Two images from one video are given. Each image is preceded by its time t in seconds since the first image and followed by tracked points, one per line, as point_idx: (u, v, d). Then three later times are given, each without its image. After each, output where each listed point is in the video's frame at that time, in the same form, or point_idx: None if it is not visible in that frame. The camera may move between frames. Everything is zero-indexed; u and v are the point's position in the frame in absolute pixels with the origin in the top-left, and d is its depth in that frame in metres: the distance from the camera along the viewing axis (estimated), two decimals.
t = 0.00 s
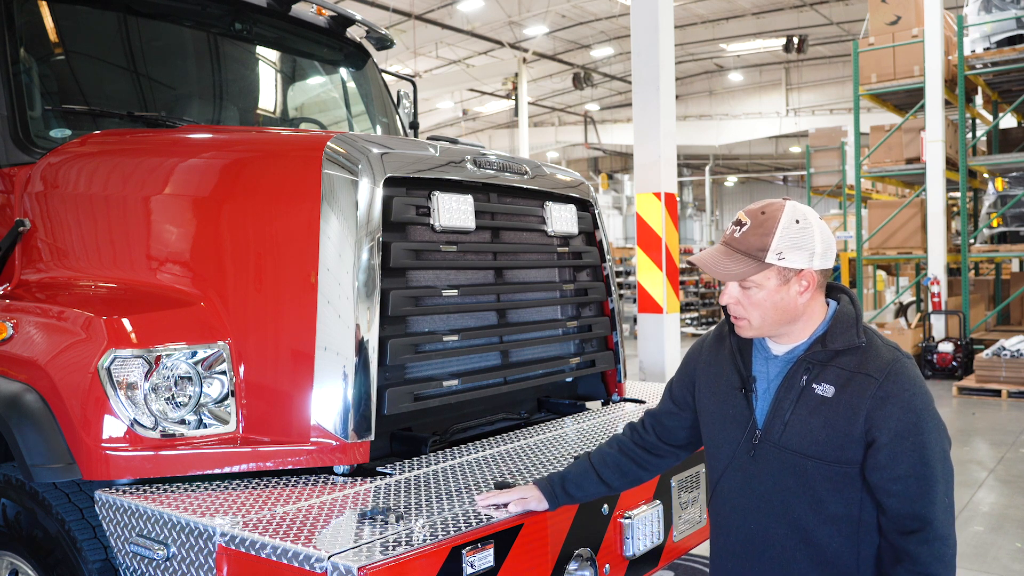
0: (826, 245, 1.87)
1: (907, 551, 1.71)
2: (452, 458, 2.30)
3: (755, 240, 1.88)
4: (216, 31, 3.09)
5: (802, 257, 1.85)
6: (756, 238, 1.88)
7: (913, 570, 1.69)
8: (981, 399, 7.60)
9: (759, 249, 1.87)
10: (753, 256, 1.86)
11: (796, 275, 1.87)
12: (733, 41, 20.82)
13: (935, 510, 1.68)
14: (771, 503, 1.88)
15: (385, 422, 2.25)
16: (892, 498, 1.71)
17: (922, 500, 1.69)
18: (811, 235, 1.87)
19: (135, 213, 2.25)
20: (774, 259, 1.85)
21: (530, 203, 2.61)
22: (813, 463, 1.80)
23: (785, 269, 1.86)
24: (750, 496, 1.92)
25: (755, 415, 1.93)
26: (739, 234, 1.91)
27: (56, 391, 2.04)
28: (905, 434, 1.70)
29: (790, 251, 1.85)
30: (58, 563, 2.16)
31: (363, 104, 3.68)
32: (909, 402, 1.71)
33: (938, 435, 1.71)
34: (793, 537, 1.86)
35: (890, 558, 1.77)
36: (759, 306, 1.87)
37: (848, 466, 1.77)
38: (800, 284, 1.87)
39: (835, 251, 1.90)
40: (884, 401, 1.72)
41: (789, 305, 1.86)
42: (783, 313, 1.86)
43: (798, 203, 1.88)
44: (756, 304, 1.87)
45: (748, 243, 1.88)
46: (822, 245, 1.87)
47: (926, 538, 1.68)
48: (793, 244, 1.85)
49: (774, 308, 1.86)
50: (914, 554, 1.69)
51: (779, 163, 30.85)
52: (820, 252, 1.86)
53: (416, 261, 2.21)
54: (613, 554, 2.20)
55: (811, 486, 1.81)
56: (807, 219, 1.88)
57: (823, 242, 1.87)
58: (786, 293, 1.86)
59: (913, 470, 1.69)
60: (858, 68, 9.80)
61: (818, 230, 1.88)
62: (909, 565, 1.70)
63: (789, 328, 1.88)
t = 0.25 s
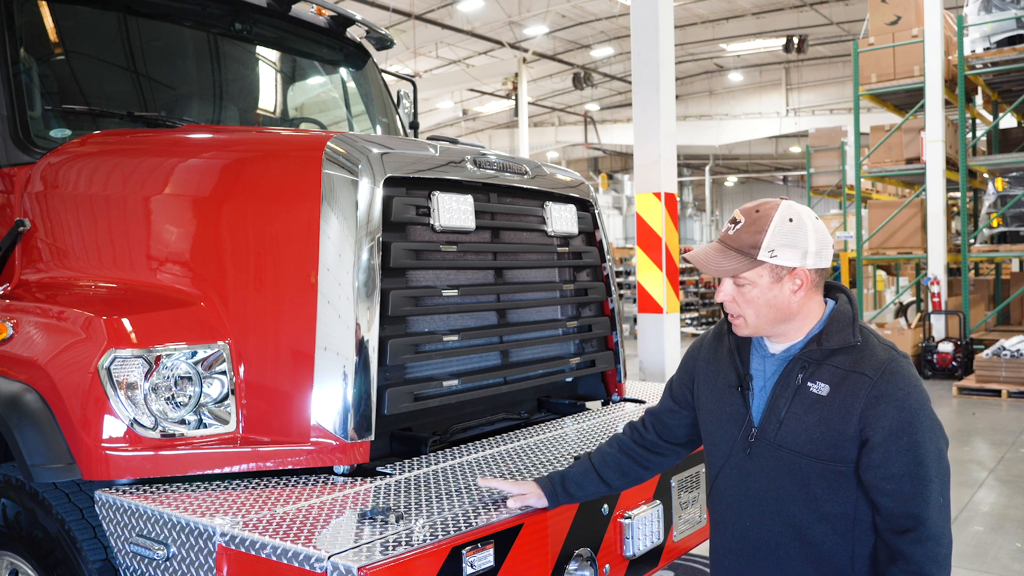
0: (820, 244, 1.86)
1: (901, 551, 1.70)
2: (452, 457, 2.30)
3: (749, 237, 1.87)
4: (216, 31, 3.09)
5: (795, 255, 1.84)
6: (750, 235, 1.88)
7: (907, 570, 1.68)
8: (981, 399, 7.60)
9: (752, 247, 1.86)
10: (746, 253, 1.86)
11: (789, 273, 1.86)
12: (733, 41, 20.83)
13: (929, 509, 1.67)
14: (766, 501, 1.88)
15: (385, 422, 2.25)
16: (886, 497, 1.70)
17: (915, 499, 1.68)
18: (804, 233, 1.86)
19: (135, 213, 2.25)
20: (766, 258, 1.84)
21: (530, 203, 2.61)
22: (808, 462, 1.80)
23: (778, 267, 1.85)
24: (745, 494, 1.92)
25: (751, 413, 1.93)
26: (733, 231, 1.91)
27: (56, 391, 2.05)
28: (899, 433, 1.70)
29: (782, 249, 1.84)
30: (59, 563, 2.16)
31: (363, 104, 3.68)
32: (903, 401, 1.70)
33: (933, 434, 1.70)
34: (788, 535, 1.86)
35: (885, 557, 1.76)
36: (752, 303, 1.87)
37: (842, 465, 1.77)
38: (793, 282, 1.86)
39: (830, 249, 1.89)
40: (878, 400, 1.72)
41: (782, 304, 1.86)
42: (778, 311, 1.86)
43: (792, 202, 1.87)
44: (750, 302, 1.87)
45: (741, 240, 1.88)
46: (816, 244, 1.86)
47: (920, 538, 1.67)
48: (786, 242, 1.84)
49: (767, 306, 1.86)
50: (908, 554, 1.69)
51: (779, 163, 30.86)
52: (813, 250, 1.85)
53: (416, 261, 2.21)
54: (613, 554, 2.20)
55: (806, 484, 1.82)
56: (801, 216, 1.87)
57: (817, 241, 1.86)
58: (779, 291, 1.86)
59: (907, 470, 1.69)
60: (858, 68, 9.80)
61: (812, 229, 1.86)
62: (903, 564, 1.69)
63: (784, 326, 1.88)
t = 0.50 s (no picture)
0: (814, 242, 1.87)
1: (898, 550, 1.69)
2: (452, 457, 2.30)
3: (744, 237, 1.88)
4: (216, 31, 3.09)
5: (790, 254, 1.85)
6: (744, 235, 1.89)
7: (904, 570, 1.67)
8: (981, 399, 7.60)
9: (747, 246, 1.87)
10: (741, 253, 1.87)
11: (784, 272, 1.87)
12: (733, 41, 20.82)
13: (925, 508, 1.67)
14: (763, 500, 1.88)
15: (385, 422, 2.25)
16: (883, 496, 1.70)
17: (912, 498, 1.68)
18: (799, 232, 1.86)
19: (135, 213, 2.25)
20: (761, 256, 1.85)
21: (530, 203, 2.61)
22: (805, 461, 1.80)
23: (773, 265, 1.85)
24: (742, 493, 1.92)
25: (749, 413, 1.93)
26: (728, 231, 1.92)
27: (56, 391, 2.05)
28: (895, 432, 1.70)
29: (777, 248, 1.85)
30: (59, 563, 2.16)
31: (363, 104, 3.68)
32: (900, 401, 1.70)
33: (929, 433, 1.70)
34: (785, 535, 1.86)
35: (882, 557, 1.76)
36: (749, 303, 1.87)
37: (839, 464, 1.77)
38: (789, 281, 1.87)
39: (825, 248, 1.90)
40: (874, 400, 1.72)
41: (778, 303, 1.86)
42: (774, 310, 1.86)
43: (786, 201, 1.88)
44: (746, 301, 1.88)
45: (736, 240, 1.89)
46: (811, 242, 1.86)
47: (916, 537, 1.67)
48: (780, 241, 1.85)
49: (763, 305, 1.86)
50: (904, 553, 1.68)
51: (779, 163, 30.86)
52: (809, 249, 1.85)
53: (416, 261, 2.21)
54: (613, 554, 2.20)
55: (802, 483, 1.82)
56: (796, 215, 1.87)
57: (812, 239, 1.87)
58: (774, 290, 1.87)
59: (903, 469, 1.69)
60: (858, 68, 9.80)
61: (807, 228, 1.87)
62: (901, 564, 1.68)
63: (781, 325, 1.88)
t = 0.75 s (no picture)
0: (811, 242, 1.88)
1: (894, 549, 1.71)
2: (452, 457, 2.30)
3: (740, 234, 1.89)
4: (216, 31, 3.09)
5: (786, 252, 1.85)
6: (741, 233, 1.89)
7: (900, 568, 1.69)
8: (981, 399, 7.60)
9: (744, 244, 1.88)
10: (738, 250, 1.87)
11: (780, 270, 1.87)
12: (733, 41, 20.82)
13: (922, 507, 1.67)
14: (758, 500, 1.87)
15: (385, 422, 2.25)
16: (879, 495, 1.71)
17: (908, 497, 1.68)
18: (795, 231, 1.87)
19: (135, 213, 2.25)
20: (757, 254, 1.85)
21: (530, 203, 2.61)
22: (801, 461, 1.80)
23: (769, 263, 1.86)
24: (737, 492, 1.90)
25: (744, 413, 1.92)
26: (725, 230, 1.93)
27: (56, 391, 2.05)
28: (892, 432, 1.70)
29: (773, 246, 1.85)
30: (59, 563, 2.16)
31: (363, 104, 3.68)
32: (896, 401, 1.71)
33: (925, 433, 1.71)
34: (780, 534, 1.85)
35: (878, 556, 1.77)
36: (745, 300, 1.88)
37: (835, 464, 1.77)
38: (784, 279, 1.87)
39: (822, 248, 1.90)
40: (871, 399, 1.73)
41: (774, 301, 1.87)
42: (770, 309, 1.87)
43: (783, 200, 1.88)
44: (742, 299, 1.88)
45: (733, 238, 1.89)
46: (807, 242, 1.87)
47: (913, 537, 1.67)
48: (776, 239, 1.86)
49: (759, 303, 1.87)
50: (900, 552, 1.69)
51: (779, 163, 30.85)
52: (805, 248, 1.86)
53: (415, 261, 2.21)
54: (613, 554, 2.20)
55: (798, 482, 1.81)
56: (792, 214, 1.88)
57: (808, 239, 1.87)
58: (770, 288, 1.87)
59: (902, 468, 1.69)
60: (858, 68, 9.80)
61: (804, 227, 1.88)
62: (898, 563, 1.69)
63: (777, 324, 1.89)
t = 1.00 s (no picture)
0: (792, 241, 1.78)
1: (879, 546, 1.61)
2: (452, 457, 2.30)
3: (721, 234, 1.80)
4: (216, 31, 3.09)
5: (768, 251, 1.76)
6: (722, 232, 1.80)
7: (885, 566, 1.60)
8: (981, 399, 7.61)
9: (725, 243, 1.79)
10: (719, 250, 1.78)
11: (761, 269, 1.78)
12: (733, 40, 20.82)
13: (906, 503, 1.59)
14: (739, 501, 1.74)
15: (385, 422, 2.25)
16: (863, 493, 1.62)
17: (892, 494, 1.60)
18: (778, 230, 1.78)
19: (136, 213, 2.25)
20: (738, 253, 1.76)
21: (530, 203, 2.61)
22: (785, 460, 1.69)
23: (751, 263, 1.77)
24: (717, 495, 1.77)
25: (725, 413, 1.80)
26: (706, 229, 1.84)
27: (56, 391, 2.05)
28: (876, 429, 1.61)
29: (755, 245, 1.76)
30: (59, 563, 2.16)
31: (363, 104, 3.68)
32: (880, 398, 1.63)
33: (909, 429, 1.63)
34: (762, 535, 1.73)
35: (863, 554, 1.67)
36: (726, 300, 1.78)
37: (818, 462, 1.67)
38: (766, 279, 1.78)
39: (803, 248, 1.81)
40: (855, 397, 1.64)
41: (755, 301, 1.77)
42: (753, 308, 1.77)
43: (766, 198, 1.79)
44: (724, 299, 1.79)
45: (715, 237, 1.80)
46: (789, 241, 1.78)
47: (897, 533, 1.59)
48: (759, 238, 1.76)
49: (740, 303, 1.77)
50: (886, 548, 1.60)
51: (779, 163, 30.86)
52: (786, 247, 1.77)
53: (415, 261, 2.21)
54: (613, 554, 2.20)
55: (783, 483, 1.70)
56: (773, 213, 1.79)
57: (789, 238, 1.78)
58: (751, 288, 1.77)
59: (888, 464, 1.60)
60: (858, 68, 9.80)
61: (785, 226, 1.78)
62: (883, 560, 1.61)
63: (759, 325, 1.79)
